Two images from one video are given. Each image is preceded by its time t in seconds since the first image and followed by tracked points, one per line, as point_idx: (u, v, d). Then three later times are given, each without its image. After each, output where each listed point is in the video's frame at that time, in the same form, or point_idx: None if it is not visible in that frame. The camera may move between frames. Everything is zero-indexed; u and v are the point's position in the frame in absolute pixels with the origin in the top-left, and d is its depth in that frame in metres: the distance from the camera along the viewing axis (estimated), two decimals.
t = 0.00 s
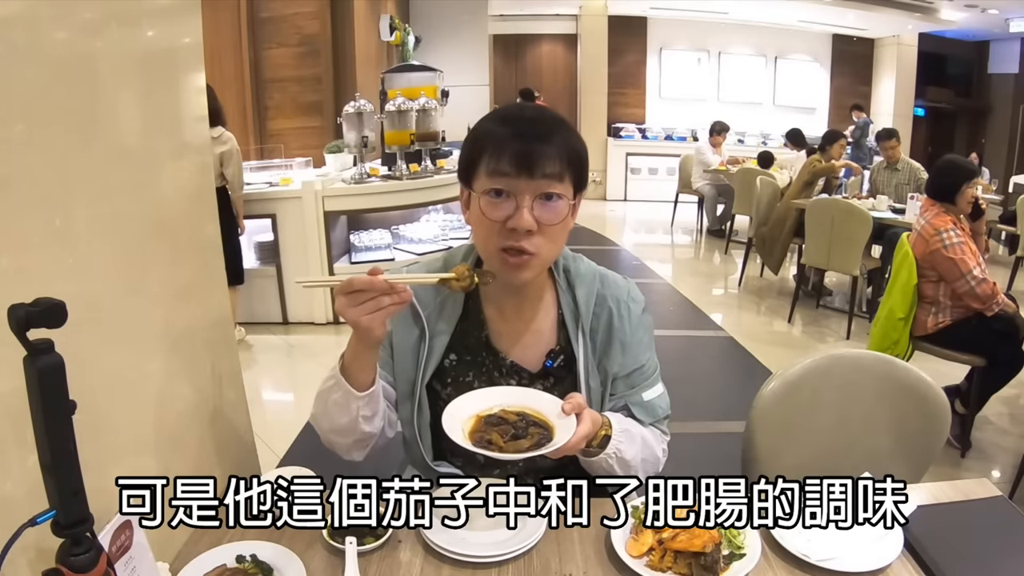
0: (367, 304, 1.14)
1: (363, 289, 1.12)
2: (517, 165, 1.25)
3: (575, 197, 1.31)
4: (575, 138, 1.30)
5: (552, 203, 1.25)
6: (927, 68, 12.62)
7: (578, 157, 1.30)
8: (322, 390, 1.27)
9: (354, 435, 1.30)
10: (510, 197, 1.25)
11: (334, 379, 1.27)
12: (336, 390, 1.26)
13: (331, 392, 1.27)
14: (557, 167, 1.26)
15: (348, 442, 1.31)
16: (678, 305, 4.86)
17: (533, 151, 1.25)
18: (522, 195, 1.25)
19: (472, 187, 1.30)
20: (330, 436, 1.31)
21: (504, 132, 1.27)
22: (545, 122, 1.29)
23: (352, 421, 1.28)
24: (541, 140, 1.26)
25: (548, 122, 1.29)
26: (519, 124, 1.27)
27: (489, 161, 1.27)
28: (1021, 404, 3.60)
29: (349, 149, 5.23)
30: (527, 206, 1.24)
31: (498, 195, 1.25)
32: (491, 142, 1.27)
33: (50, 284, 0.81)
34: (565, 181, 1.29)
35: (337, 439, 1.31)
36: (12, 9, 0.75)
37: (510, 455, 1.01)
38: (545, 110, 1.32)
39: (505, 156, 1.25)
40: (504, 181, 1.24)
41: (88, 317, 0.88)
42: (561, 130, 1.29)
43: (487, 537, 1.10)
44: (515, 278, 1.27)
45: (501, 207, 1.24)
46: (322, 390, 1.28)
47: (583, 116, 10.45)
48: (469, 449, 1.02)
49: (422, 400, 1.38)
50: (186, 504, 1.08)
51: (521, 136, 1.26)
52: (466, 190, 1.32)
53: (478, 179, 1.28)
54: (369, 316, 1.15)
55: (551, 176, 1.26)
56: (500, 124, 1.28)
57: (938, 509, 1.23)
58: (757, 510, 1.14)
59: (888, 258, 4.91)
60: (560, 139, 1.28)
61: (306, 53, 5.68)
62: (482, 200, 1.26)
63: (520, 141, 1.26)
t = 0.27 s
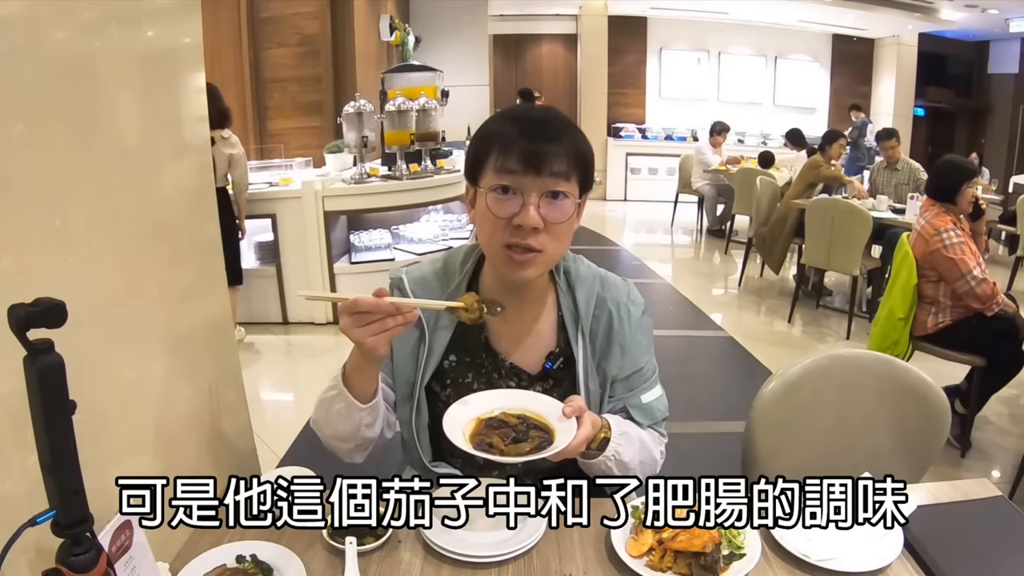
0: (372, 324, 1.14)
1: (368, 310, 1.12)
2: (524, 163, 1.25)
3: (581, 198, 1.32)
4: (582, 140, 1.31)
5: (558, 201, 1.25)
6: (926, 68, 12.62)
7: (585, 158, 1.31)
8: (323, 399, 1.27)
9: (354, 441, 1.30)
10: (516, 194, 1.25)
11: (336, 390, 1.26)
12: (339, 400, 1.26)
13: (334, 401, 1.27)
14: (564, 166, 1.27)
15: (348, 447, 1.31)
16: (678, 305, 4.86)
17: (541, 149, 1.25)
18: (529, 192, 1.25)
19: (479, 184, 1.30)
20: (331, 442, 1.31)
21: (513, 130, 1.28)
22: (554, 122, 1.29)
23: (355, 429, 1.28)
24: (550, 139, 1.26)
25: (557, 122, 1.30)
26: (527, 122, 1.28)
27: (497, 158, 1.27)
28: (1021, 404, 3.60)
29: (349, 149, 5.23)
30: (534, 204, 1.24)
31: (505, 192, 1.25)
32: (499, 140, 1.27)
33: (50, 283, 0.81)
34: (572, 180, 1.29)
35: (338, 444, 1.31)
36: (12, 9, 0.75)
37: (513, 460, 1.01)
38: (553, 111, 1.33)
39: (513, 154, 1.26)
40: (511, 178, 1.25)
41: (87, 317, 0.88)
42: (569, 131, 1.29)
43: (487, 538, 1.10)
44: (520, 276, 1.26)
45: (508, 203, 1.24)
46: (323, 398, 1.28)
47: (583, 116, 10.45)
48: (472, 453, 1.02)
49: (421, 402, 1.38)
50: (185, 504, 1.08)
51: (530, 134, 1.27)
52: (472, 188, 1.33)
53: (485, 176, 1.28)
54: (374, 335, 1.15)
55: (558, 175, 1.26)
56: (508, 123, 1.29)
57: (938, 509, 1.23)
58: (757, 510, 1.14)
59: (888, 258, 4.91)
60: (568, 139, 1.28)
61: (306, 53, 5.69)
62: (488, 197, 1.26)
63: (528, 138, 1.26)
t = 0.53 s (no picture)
0: (373, 310, 1.15)
1: (366, 295, 1.12)
2: (536, 168, 1.25)
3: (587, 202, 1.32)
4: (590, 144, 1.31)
5: (568, 206, 1.26)
6: (926, 68, 12.62)
7: (592, 163, 1.31)
8: (322, 392, 1.28)
9: (352, 436, 1.30)
10: (528, 199, 1.25)
11: (334, 382, 1.27)
12: (336, 392, 1.27)
13: (332, 394, 1.27)
14: (574, 172, 1.27)
15: (346, 443, 1.31)
16: (678, 305, 4.87)
17: (553, 155, 1.25)
18: (540, 198, 1.25)
19: (487, 187, 1.29)
20: (329, 438, 1.31)
21: (524, 134, 1.27)
22: (564, 127, 1.29)
23: (351, 423, 1.28)
24: (560, 144, 1.27)
25: (566, 126, 1.30)
26: (539, 128, 1.28)
27: (507, 162, 1.27)
28: (1021, 404, 3.60)
29: (349, 149, 5.23)
30: (544, 209, 1.25)
31: (515, 196, 1.25)
32: (509, 143, 1.27)
33: (50, 284, 0.81)
34: (580, 186, 1.29)
35: (336, 440, 1.31)
36: (12, 9, 0.75)
37: (516, 454, 1.01)
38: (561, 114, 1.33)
39: (525, 159, 1.26)
40: (523, 183, 1.24)
41: (86, 318, 0.88)
42: (578, 136, 1.30)
43: (488, 537, 1.10)
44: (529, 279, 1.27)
45: (520, 208, 1.24)
46: (321, 392, 1.28)
47: (583, 116, 10.46)
48: (473, 447, 1.02)
49: (421, 399, 1.38)
50: (186, 504, 1.08)
51: (541, 138, 1.26)
52: (478, 190, 1.32)
53: (494, 179, 1.28)
54: (372, 323, 1.15)
55: (568, 180, 1.26)
56: (518, 126, 1.28)
57: (938, 509, 1.23)
58: (757, 510, 1.14)
59: (888, 258, 4.92)
60: (577, 144, 1.28)
61: (306, 53, 5.69)
62: (499, 200, 1.25)
63: (539, 143, 1.26)
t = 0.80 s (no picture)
0: (375, 305, 1.14)
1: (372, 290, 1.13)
2: (531, 160, 1.25)
3: (586, 198, 1.32)
4: (590, 141, 1.31)
5: (561, 200, 1.25)
6: (926, 68, 12.64)
7: (592, 159, 1.30)
8: (323, 388, 1.27)
9: (352, 433, 1.30)
10: (521, 190, 1.25)
11: (336, 377, 1.27)
12: (339, 387, 1.26)
13: (334, 390, 1.27)
14: (570, 166, 1.27)
15: (347, 441, 1.31)
16: (678, 305, 4.87)
17: (549, 147, 1.25)
18: (533, 189, 1.25)
19: (485, 179, 1.30)
20: (328, 434, 1.30)
21: (521, 127, 1.28)
22: (563, 121, 1.29)
23: (352, 419, 1.28)
24: (557, 137, 1.26)
25: (566, 121, 1.30)
26: (536, 120, 1.28)
27: (505, 154, 1.27)
28: (1021, 404, 3.60)
29: (349, 149, 5.23)
30: (537, 200, 1.24)
31: (510, 187, 1.25)
32: (507, 135, 1.28)
33: (50, 284, 0.81)
34: (577, 181, 1.29)
35: (335, 437, 1.30)
36: (12, 9, 0.75)
37: (511, 453, 1.01)
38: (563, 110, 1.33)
39: (521, 150, 1.26)
40: (517, 173, 1.25)
41: (86, 317, 0.88)
42: (577, 131, 1.29)
43: (487, 538, 1.10)
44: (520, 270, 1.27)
45: (512, 198, 1.25)
46: (323, 388, 1.28)
47: (583, 116, 10.46)
48: (471, 446, 1.03)
49: (422, 398, 1.38)
50: (186, 503, 1.08)
51: (538, 132, 1.27)
52: (478, 182, 1.33)
53: (491, 171, 1.29)
54: (377, 317, 1.15)
55: (564, 173, 1.26)
56: (517, 120, 1.29)
57: (938, 509, 1.23)
58: (757, 510, 1.14)
59: (888, 258, 4.92)
60: (575, 139, 1.28)
61: (306, 53, 5.69)
62: (493, 191, 1.26)
63: (536, 136, 1.26)
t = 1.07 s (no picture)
0: (372, 297, 1.15)
1: (370, 283, 1.13)
2: (537, 160, 1.25)
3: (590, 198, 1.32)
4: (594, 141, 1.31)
5: (568, 200, 1.26)
6: (927, 68, 12.64)
7: (597, 159, 1.31)
8: (322, 385, 1.27)
9: (352, 431, 1.30)
10: (528, 190, 1.25)
11: (336, 373, 1.27)
12: (338, 383, 1.26)
13: (333, 386, 1.27)
14: (576, 166, 1.27)
15: (346, 438, 1.31)
16: (678, 305, 4.87)
17: (555, 148, 1.25)
18: (540, 189, 1.25)
19: (491, 179, 1.29)
20: (328, 431, 1.30)
21: (527, 127, 1.27)
22: (568, 122, 1.29)
23: (351, 416, 1.28)
24: (563, 138, 1.26)
25: (570, 121, 1.30)
26: (542, 120, 1.28)
27: (511, 154, 1.27)
28: (1021, 404, 3.60)
29: (349, 149, 5.23)
30: (545, 201, 1.24)
31: (517, 188, 1.25)
32: (512, 136, 1.27)
33: (50, 283, 0.81)
34: (582, 180, 1.29)
35: (335, 434, 1.31)
36: (12, 9, 0.75)
37: (511, 447, 1.01)
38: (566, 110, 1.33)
39: (527, 151, 1.26)
40: (524, 174, 1.24)
41: (85, 316, 0.87)
42: (582, 131, 1.29)
43: (487, 538, 1.10)
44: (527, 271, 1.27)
45: (519, 199, 1.25)
46: (322, 384, 1.28)
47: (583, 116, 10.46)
48: (471, 441, 1.02)
49: (423, 397, 1.38)
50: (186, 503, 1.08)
51: (544, 133, 1.26)
52: (483, 182, 1.32)
53: (496, 171, 1.28)
54: (375, 310, 1.16)
55: (570, 173, 1.26)
56: (523, 120, 1.28)
57: (938, 509, 1.23)
58: (757, 510, 1.14)
59: (888, 258, 4.92)
60: (581, 139, 1.28)
61: (306, 53, 5.68)
62: (500, 192, 1.26)
63: (542, 136, 1.26)
